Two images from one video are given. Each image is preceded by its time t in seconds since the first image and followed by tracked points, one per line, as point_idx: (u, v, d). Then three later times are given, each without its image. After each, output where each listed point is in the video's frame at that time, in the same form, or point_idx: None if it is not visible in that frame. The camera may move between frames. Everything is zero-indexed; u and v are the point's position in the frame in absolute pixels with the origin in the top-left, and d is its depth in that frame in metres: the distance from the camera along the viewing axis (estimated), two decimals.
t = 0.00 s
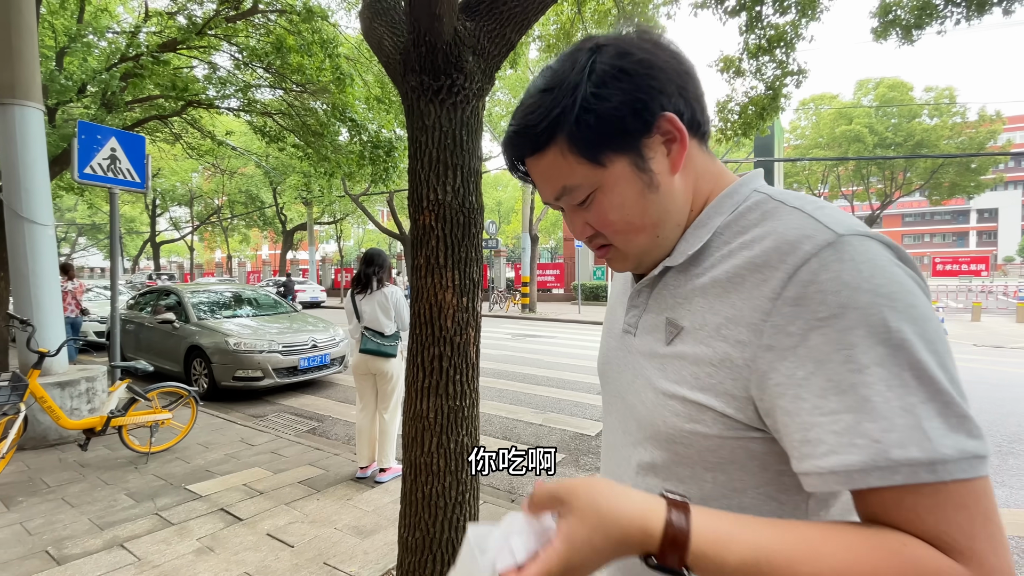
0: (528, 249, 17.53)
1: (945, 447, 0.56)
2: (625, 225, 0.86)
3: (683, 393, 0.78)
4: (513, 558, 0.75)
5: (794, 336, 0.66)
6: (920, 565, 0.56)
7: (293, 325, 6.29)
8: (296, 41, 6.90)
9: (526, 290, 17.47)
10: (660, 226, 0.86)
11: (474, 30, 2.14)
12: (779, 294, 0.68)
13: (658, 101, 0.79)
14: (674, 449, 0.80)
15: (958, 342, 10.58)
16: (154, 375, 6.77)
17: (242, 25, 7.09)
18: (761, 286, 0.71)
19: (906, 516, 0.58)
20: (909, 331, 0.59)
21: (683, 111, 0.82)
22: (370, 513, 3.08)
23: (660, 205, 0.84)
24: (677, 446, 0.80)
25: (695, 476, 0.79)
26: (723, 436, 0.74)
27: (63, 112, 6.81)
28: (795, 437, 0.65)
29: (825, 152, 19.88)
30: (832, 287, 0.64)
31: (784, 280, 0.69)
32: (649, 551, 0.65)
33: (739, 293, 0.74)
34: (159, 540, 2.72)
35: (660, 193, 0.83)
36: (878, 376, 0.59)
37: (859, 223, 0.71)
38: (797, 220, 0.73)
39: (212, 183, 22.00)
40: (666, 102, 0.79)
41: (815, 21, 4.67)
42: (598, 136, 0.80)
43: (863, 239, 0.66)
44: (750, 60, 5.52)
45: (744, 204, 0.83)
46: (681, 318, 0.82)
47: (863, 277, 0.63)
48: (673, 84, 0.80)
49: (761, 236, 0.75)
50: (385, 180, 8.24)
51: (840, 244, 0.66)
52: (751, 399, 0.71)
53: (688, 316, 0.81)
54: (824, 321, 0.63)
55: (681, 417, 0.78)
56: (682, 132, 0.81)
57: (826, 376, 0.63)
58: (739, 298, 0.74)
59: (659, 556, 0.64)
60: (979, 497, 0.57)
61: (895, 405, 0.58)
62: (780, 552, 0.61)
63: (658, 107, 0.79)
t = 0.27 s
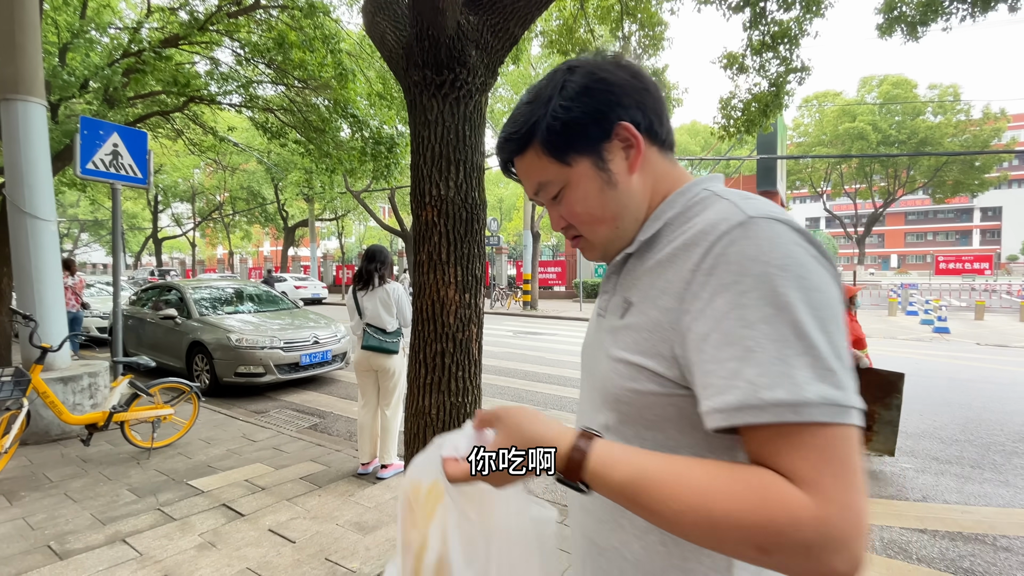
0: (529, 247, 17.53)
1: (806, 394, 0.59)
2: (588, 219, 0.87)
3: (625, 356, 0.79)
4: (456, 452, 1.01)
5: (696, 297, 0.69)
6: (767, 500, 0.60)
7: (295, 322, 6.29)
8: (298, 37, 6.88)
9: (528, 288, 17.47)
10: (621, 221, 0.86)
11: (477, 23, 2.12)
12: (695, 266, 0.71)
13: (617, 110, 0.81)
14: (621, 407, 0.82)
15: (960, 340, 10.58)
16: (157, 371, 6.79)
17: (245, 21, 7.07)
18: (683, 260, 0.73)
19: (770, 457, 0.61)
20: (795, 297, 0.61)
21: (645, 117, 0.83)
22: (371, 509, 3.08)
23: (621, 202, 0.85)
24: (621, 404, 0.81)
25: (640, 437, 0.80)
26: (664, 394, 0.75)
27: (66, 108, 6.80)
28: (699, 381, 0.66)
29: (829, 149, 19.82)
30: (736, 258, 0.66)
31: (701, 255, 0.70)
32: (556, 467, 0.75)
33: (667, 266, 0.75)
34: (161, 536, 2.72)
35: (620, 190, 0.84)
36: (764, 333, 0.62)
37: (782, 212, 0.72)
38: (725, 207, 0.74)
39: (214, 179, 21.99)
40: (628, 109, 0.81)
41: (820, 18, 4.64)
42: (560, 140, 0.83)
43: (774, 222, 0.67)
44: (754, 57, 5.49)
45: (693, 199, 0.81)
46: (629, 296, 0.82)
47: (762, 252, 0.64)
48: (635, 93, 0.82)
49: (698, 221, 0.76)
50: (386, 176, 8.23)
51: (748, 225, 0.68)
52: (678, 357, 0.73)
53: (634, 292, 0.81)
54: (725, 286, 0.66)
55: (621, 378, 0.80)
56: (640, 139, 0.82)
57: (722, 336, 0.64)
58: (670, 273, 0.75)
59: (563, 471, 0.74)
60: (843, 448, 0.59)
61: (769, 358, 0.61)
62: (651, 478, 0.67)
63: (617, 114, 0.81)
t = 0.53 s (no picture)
0: (533, 245, 17.50)
1: (679, 362, 0.64)
2: (560, 220, 0.91)
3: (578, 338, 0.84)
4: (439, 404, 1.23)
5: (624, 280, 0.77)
6: (612, 446, 0.68)
7: (298, 319, 6.31)
8: (302, 35, 6.88)
9: (531, 286, 17.46)
10: (588, 224, 0.90)
11: (481, 19, 2.11)
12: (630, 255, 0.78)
13: (587, 123, 0.84)
14: (574, 383, 0.85)
15: (966, 341, 10.52)
16: (161, 368, 6.82)
17: (249, 19, 7.07)
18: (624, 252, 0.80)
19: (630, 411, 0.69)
20: (698, 284, 0.68)
21: (616, 129, 0.86)
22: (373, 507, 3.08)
23: (589, 206, 0.88)
24: (575, 380, 0.84)
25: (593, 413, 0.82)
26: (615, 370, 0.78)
27: (71, 105, 6.82)
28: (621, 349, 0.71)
29: (834, 148, 19.72)
30: (658, 249, 0.73)
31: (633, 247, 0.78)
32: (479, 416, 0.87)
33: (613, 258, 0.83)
34: (165, 532, 2.73)
35: (589, 195, 0.88)
36: (668, 310, 0.68)
37: (715, 214, 0.76)
38: (668, 209, 0.80)
39: (218, 176, 22.02)
40: (599, 123, 0.85)
41: (826, 15, 4.62)
42: (534, 151, 0.88)
43: (697, 223, 0.73)
44: (759, 55, 5.47)
45: (655, 202, 0.85)
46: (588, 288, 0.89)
47: (679, 246, 0.71)
48: (607, 108, 0.85)
49: (646, 222, 0.82)
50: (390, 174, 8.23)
51: (677, 223, 0.74)
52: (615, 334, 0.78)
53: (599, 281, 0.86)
54: (645, 271, 0.73)
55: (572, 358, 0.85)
56: (607, 150, 0.85)
57: (636, 314, 0.70)
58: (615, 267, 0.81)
59: (482, 419, 0.86)
60: (692, 412, 0.65)
61: (659, 330, 0.67)
62: (538, 422, 0.77)
63: (586, 127, 0.85)
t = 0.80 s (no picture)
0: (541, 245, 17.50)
1: (601, 365, 0.66)
2: (529, 217, 0.93)
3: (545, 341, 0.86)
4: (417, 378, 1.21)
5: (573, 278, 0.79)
6: (516, 428, 0.70)
7: (307, 317, 6.35)
8: (312, 34, 6.92)
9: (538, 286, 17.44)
10: (558, 220, 0.91)
11: (492, 18, 2.11)
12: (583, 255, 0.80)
13: (555, 121, 0.85)
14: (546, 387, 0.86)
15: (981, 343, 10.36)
16: (172, 365, 6.89)
17: (260, 19, 7.11)
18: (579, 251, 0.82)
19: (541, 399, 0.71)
20: (634, 287, 0.69)
21: (583, 129, 0.87)
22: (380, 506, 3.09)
23: (558, 204, 0.89)
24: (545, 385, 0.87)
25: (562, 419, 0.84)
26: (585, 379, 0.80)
27: (85, 104, 6.90)
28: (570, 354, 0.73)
29: (845, 148, 19.52)
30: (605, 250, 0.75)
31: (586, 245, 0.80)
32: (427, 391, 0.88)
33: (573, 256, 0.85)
34: (176, 527, 2.76)
35: (557, 194, 0.89)
36: (605, 311, 0.69)
37: (672, 215, 0.77)
38: (628, 210, 0.82)
39: (228, 176, 22.20)
40: (566, 121, 0.85)
41: (839, 13, 4.57)
42: (504, 147, 0.88)
43: (650, 224, 0.74)
44: (770, 53, 5.42)
45: (622, 203, 0.87)
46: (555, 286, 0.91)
47: (623, 248, 0.73)
48: (574, 108, 0.86)
49: (607, 221, 0.84)
50: (399, 173, 8.27)
51: (632, 223, 0.76)
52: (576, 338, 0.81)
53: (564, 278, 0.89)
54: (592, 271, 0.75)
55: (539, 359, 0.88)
56: (575, 149, 0.86)
57: (577, 313, 0.72)
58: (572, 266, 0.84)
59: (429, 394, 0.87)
60: (594, 407, 0.67)
61: (591, 331, 0.69)
62: (464, 399, 0.79)
63: (555, 125, 0.85)
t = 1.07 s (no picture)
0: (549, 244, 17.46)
1: (518, 383, 0.64)
2: (492, 211, 0.92)
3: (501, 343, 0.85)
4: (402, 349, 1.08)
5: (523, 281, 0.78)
6: (439, 437, 0.70)
7: (317, 315, 6.38)
8: (324, 34, 6.96)
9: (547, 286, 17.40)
10: (519, 215, 0.90)
11: (505, 17, 2.10)
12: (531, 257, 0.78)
13: (510, 109, 0.82)
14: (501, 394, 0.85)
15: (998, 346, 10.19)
16: (184, 362, 6.95)
17: (272, 19, 7.16)
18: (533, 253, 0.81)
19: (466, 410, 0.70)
20: (565, 297, 0.67)
21: (540, 118, 0.84)
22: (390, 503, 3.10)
23: (519, 197, 0.88)
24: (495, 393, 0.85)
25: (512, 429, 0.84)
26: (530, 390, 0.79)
27: (100, 104, 6.97)
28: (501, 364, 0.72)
29: (859, 147, 19.29)
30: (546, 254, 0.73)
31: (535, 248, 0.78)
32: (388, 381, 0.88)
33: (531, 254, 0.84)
34: (188, 523, 2.78)
35: (517, 187, 0.87)
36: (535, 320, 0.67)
37: (623, 216, 0.73)
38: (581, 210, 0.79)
39: (240, 175, 22.38)
40: (520, 107, 0.82)
41: (854, 11, 4.51)
42: (461, 138, 0.86)
43: (594, 227, 0.71)
44: (783, 52, 5.37)
45: (583, 196, 0.86)
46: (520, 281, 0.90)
47: (560, 255, 0.71)
48: (531, 96, 0.82)
49: (561, 219, 0.81)
50: (409, 172, 8.29)
51: (575, 226, 0.73)
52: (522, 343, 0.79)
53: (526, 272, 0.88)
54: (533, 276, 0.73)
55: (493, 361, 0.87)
56: (532, 137, 0.83)
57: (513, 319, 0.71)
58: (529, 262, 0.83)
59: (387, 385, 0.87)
60: (510, 425, 0.65)
61: (518, 344, 0.67)
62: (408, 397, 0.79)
63: (510, 114, 0.82)
